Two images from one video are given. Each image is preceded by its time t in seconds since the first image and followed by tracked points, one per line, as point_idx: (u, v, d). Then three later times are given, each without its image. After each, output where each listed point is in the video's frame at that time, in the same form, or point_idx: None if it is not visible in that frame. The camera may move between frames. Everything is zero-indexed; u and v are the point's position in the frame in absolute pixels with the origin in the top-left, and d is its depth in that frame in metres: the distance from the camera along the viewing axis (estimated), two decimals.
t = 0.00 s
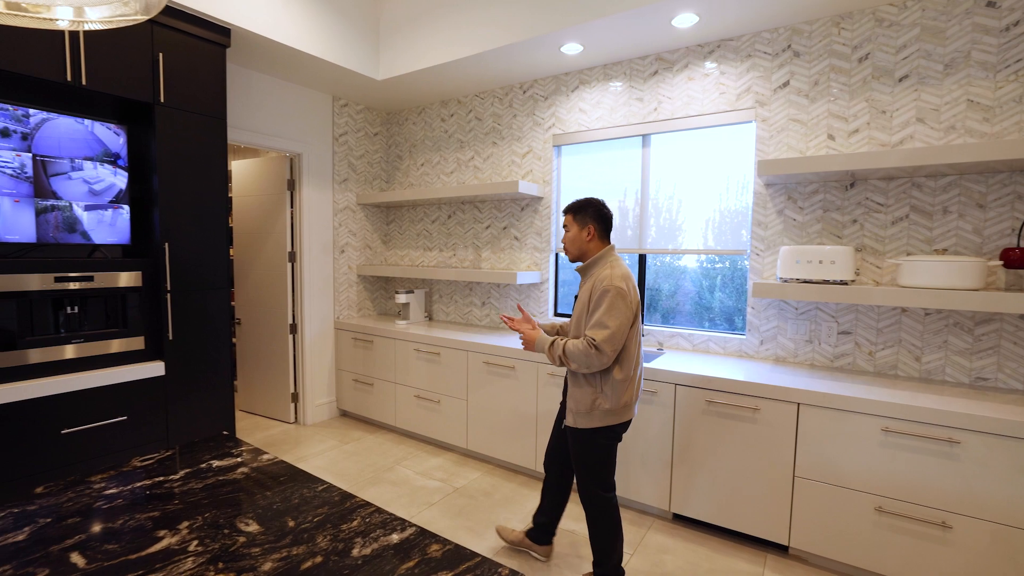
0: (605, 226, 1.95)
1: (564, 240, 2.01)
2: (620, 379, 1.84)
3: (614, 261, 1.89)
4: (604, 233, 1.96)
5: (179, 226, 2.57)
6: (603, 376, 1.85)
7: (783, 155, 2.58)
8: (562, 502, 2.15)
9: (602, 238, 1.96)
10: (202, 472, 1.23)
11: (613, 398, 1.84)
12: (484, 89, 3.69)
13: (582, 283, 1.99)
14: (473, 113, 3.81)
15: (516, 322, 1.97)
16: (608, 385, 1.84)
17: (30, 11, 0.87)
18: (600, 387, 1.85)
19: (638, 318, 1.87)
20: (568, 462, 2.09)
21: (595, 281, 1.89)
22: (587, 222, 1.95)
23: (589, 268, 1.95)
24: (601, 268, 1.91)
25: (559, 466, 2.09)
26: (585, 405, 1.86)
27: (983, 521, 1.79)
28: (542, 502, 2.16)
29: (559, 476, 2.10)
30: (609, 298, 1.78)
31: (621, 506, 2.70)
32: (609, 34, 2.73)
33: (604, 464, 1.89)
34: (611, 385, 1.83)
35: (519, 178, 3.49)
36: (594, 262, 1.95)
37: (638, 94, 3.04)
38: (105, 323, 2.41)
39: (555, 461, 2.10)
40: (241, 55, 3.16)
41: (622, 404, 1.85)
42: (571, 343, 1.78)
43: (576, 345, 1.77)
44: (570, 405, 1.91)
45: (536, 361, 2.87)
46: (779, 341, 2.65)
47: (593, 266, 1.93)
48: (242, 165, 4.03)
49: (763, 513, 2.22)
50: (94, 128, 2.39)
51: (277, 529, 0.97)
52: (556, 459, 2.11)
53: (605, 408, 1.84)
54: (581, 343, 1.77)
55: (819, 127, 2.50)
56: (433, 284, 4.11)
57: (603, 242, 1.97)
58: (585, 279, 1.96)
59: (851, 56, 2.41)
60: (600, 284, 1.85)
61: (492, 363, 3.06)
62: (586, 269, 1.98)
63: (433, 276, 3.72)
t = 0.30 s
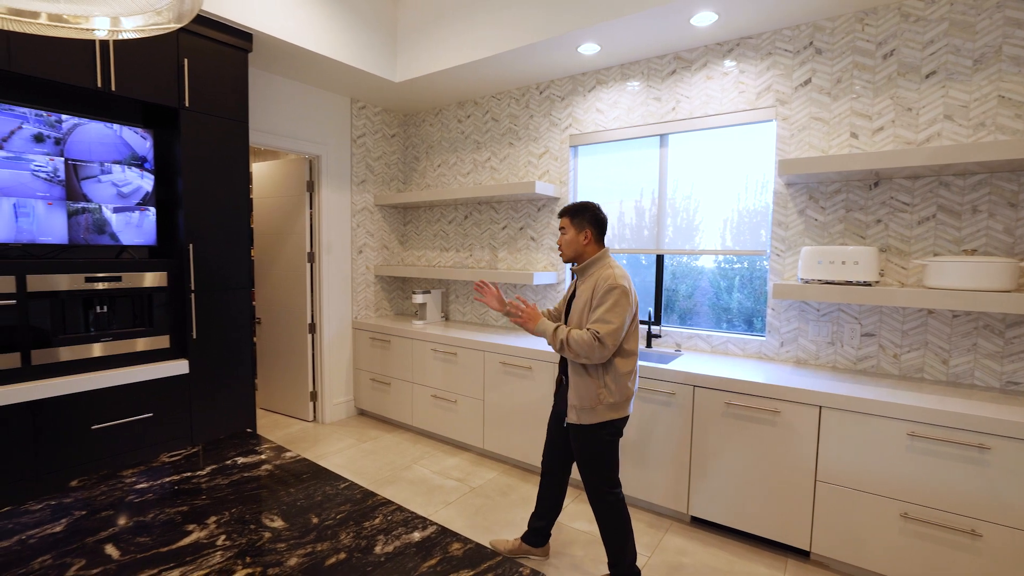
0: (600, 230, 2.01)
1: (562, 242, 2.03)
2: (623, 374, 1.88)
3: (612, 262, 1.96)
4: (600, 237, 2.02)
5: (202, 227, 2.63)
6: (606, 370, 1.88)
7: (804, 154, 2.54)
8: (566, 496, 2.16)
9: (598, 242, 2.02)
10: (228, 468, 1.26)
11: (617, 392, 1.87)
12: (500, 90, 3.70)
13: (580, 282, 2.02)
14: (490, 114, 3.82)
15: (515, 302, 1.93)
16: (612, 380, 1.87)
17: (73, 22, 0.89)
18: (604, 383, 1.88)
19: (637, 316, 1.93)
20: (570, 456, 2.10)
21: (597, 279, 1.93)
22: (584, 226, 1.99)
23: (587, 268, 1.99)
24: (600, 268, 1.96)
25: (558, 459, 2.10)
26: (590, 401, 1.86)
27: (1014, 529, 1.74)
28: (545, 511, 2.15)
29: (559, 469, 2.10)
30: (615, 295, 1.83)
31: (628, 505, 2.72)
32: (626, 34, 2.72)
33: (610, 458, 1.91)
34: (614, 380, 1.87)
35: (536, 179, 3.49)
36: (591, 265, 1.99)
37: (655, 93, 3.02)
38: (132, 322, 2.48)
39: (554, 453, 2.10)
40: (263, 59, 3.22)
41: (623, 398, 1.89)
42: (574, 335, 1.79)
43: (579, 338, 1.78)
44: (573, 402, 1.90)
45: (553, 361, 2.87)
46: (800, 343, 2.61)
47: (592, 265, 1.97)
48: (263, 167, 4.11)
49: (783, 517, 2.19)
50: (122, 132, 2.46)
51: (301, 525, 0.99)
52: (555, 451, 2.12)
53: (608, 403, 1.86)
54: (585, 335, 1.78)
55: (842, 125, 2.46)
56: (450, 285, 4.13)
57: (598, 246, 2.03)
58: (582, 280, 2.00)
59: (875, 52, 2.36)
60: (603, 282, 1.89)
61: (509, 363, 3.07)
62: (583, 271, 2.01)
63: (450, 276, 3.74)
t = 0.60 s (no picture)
0: (596, 229, 2.13)
1: (559, 238, 2.15)
2: (613, 362, 2.00)
3: (605, 260, 2.09)
4: (595, 236, 2.14)
5: (228, 229, 2.69)
6: (596, 359, 1.99)
7: (830, 153, 2.50)
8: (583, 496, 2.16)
9: (593, 241, 2.14)
10: (255, 465, 1.29)
11: (609, 381, 1.97)
12: (519, 91, 3.70)
13: (573, 279, 2.15)
14: (509, 114, 3.83)
15: (495, 296, 2.02)
16: (602, 368, 1.98)
17: (111, 32, 0.92)
18: (596, 372, 1.98)
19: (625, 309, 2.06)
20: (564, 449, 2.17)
21: (587, 275, 2.06)
22: (582, 224, 2.11)
23: (580, 265, 2.12)
24: (592, 264, 2.09)
25: (553, 453, 2.15)
26: (584, 390, 1.96)
27: None
28: (556, 510, 2.17)
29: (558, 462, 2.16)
30: (603, 287, 1.95)
31: (639, 504, 2.73)
32: (646, 33, 2.70)
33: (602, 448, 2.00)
34: (603, 368, 1.98)
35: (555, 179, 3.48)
36: (586, 261, 2.12)
37: (676, 92, 3.00)
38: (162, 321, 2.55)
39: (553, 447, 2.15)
40: (286, 64, 3.28)
41: (613, 386, 1.99)
42: (559, 321, 1.91)
43: (566, 324, 1.91)
44: (568, 392, 2.00)
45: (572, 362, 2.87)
46: (825, 345, 2.56)
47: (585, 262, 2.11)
48: (286, 169, 4.18)
49: (808, 522, 2.15)
50: (152, 137, 2.54)
51: (327, 521, 1.00)
52: (550, 444, 2.19)
53: (599, 391, 1.97)
54: (570, 322, 1.91)
55: (870, 123, 2.40)
56: (468, 285, 4.15)
57: (593, 245, 2.14)
58: (576, 276, 2.13)
59: (904, 48, 2.31)
60: (592, 277, 2.03)
61: (527, 363, 3.07)
62: (577, 267, 2.14)
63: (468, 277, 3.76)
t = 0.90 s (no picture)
0: (605, 229, 2.16)
1: (567, 237, 2.18)
2: (616, 355, 2.08)
3: (611, 257, 2.13)
4: (603, 236, 2.17)
5: (260, 230, 2.76)
6: (600, 352, 2.08)
7: (866, 150, 2.43)
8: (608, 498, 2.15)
9: (601, 240, 2.17)
10: (290, 460, 1.32)
11: (612, 372, 2.07)
12: (544, 91, 3.70)
13: (579, 275, 2.21)
14: (534, 115, 3.83)
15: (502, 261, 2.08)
16: (606, 361, 2.07)
17: (161, 41, 0.96)
18: (601, 364, 2.08)
19: (628, 303, 2.12)
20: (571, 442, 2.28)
21: (592, 271, 2.12)
22: (591, 223, 2.14)
23: (587, 260, 2.17)
24: (597, 258, 2.15)
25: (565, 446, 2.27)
26: (589, 381, 2.06)
27: None
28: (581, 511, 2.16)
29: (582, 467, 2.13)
30: (605, 283, 2.02)
31: (666, 507, 2.70)
32: (674, 31, 2.67)
33: (596, 442, 2.09)
34: (607, 359, 2.06)
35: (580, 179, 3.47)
36: (592, 259, 2.16)
37: (704, 90, 2.95)
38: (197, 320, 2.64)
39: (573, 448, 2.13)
40: (316, 68, 3.35)
41: (616, 375, 2.07)
42: (559, 304, 1.99)
43: (566, 309, 1.99)
44: (574, 384, 2.10)
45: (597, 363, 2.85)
46: (860, 348, 2.49)
47: (591, 257, 2.16)
48: (314, 171, 4.26)
49: (842, 530, 2.10)
50: (188, 140, 2.61)
51: (362, 517, 1.02)
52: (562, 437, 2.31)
53: (602, 381, 2.06)
54: (570, 309, 1.99)
55: (908, 118, 2.32)
56: (492, 285, 4.16)
57: (601, 244, 2.18)
58: (583, 271, 2.18)
59: (946, 40, 2.22)
60: (596, 272, 2.09)
61: (552, 364, 3.07)
62: (583, 264, 2.19)
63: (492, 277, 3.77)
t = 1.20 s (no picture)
0: (624, 229, 2.14)
1: (585, 237, 2.16)
2: (635, 355, 2.06)
3: (629, 257, 2.11)
4: (622, 236, 2.14)
5: (289, 231, 2.82)
6: (619, 352, 2.07)
7: (904, 147, 2.35)
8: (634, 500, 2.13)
9: (619, 240, 2.15)
10: (324, 457, 1.34)
11: (631, 373, 2.05)
12: (568, 90, 3.69)
13: (597, 275, 2.18)
14: (558, 114, 3.82)
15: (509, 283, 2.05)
16: (624, 361, 2.05)
17: (207, 48, 0.99)
18: (619, 364, 2.06)
19: (647, 302, 2.09)
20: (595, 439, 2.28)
21: (610, 271, 2.10)
22: (610, 224, 2.11)
23: (605, 261, 2.15)
24: (614, 259, 2.13)
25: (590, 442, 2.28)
26: (607, 381, 2.05)
27: None
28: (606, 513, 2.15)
29: (608, 468, 2.11)
30: (622, 283, 1.99)
31: (693, 510, 2.67)
32: (702, 27, 2.63)
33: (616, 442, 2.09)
34: (625, 359, 2.05)
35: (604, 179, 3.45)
36: (610, 259, 2.14)
37: (732, 87, 2.91)
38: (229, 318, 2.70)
39: (599, 449, 2.12)
40: (343, 70, 3.41)
41: (635, 376, 2.05)
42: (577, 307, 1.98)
43: (583, 311, 1.97)
44: (592, 385, 2.09)
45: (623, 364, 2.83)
46: (897, 351, 2.41)
47: (608, 258, 2.14)
48: (341, 173, 4.33)
49: (878, 538, 2.04)
50: (222, 144, 2.68)
51: (396, 514, 1.03)
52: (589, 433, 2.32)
53: (621, 382, 2.05)
54: (587, 310, 1.97)
55: (950, 113, 2.24)
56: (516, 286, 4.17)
57: (620, 244, 2.15)
58: (601, 272, 2.16)
59: (991, 31, 2.14)
60: (614, 272, 2.06)
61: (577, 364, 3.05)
62: (601, 264, 2.17)
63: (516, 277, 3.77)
